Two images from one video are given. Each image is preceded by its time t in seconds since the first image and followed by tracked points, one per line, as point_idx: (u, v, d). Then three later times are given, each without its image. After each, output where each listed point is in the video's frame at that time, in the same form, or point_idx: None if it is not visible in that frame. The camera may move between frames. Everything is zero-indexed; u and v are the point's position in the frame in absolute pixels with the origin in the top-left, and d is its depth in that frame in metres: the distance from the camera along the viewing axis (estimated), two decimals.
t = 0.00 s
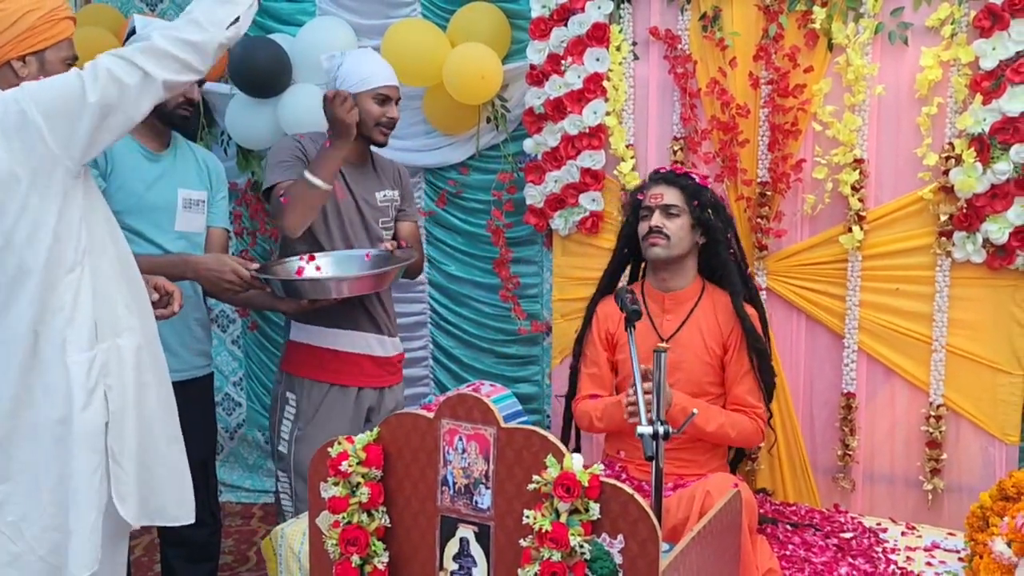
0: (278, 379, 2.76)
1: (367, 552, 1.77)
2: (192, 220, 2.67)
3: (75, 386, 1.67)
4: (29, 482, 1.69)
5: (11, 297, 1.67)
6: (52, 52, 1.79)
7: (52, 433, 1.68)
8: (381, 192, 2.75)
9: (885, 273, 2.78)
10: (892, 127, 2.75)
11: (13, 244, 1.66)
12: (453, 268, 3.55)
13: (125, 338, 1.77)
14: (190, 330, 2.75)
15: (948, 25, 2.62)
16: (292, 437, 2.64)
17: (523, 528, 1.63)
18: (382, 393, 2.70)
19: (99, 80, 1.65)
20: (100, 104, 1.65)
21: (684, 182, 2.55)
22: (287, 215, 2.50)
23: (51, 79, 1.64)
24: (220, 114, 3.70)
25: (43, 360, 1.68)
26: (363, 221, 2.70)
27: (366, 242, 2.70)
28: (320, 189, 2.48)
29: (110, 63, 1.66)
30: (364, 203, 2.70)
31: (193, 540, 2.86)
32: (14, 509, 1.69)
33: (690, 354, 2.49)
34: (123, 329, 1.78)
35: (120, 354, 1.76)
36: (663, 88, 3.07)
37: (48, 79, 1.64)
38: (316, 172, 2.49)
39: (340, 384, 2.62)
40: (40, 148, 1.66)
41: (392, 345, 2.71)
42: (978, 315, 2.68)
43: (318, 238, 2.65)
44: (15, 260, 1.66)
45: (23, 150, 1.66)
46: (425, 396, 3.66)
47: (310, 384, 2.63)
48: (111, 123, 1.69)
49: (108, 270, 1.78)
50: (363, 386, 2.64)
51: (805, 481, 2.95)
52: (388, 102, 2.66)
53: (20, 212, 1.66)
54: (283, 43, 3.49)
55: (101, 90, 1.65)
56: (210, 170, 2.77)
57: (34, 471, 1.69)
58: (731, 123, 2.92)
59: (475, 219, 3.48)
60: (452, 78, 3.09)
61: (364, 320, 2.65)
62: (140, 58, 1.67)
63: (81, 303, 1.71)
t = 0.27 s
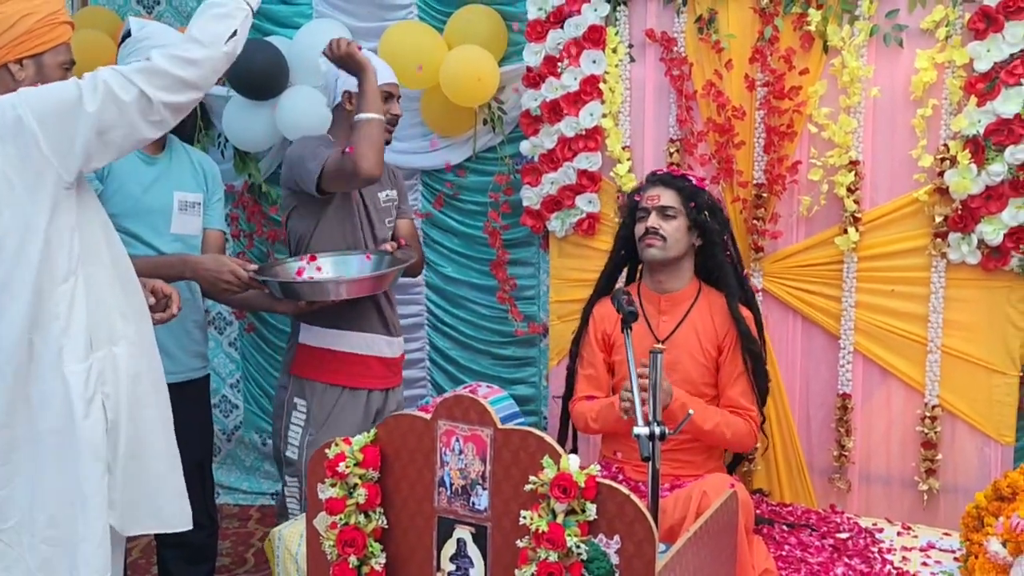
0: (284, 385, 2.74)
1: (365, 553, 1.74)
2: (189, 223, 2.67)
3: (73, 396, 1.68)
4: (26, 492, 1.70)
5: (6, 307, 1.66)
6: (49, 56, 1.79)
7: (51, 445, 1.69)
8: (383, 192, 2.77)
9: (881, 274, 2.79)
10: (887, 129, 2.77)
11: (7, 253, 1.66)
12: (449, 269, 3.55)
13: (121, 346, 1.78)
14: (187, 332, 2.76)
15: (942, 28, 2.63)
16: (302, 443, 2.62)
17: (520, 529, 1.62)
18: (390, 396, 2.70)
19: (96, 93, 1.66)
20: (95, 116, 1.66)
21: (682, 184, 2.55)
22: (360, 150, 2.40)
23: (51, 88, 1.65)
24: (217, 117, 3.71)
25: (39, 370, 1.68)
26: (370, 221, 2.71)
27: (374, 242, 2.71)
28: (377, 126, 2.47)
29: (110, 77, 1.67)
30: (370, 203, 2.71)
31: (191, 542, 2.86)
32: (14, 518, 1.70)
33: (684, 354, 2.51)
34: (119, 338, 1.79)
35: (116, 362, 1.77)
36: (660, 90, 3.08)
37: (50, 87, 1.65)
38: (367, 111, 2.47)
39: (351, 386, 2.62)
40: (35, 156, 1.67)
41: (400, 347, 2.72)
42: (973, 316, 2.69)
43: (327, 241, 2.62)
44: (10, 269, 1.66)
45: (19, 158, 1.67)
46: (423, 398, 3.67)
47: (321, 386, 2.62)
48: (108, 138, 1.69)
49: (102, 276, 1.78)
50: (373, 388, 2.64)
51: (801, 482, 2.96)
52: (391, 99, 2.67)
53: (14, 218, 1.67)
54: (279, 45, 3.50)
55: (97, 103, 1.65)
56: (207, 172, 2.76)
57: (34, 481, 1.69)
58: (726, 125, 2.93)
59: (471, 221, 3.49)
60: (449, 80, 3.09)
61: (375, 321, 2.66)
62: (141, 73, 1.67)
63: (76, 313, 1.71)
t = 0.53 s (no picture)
0: (284, 387, 2.80)
1: (360, 555, 1.74)
2: (184, 227, 2.67)
3: (49, 417, 1.67)
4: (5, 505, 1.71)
5: None
6: (46, 61, 1.79)
7: (25, 460, 1.69)
8: (389, 197, 2.81)
9: (874, 277, 2.80)
10: (880, 133, 2.78)
11: None
12: (444, 272, 3.56)
13: (106, 363, 1.78)
14: (182, 336, 2.76)
15: (935, 31, 2.65)
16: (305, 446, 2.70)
17: (513, 532, 1.62)
18: (389, 395, 2.77)
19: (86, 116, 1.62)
20: (79, 141, 1.62)
21: (672, 186, 2.57)
22: (405, 102, 2.50)
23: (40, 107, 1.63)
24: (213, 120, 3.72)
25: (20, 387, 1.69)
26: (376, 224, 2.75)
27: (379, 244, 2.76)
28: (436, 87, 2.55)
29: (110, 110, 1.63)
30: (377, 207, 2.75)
31: (186, 545, 2.86)
32: None
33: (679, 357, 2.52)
34: (104, 355, 1.78)
35: (103, 388, 1.76)
36: (654, 93, 3.09)
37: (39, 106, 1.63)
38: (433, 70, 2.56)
39: (352, 387, 2.68)
40: (16, 174, 1.66)
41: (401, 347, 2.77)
42: (965, 318, 2.71)
43: (336, 236, 2.71)
44: None
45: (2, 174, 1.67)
46: (418, 401, 3.67)
47: (323, 387, 2.68)
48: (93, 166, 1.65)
49: (88, 294, 1.77)
50: (373, 388, 2.71)
51: (795, 484, 2.96)
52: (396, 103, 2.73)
53: None
54: (275, 49, 3.51)
55: (84, 131, 1.61)
56: (202, 175, 2.77)
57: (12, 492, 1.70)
58: (720, 129, 2.94)
59: (466, 224, 3.50)
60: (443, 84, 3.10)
61: (376, 322, 2.71)
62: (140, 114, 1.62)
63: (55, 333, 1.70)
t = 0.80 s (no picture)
0: (287, 385, 2.84)
1: (356, 552, 1.74)
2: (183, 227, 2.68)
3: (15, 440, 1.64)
4: None
5: None
6: (53, 66, 1.74)
7: None
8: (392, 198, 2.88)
9: (869, 275, 2.81)
10: (875, 132, 2.79)
11: None
12: (442, 272, 3.57)
13: (88, 395, 1.73)
14: (181, 336, 2.77)
15: (929, 31, 2.66)
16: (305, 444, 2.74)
17: (508, 528, 1.63)
18: (390, 395, 2.81)
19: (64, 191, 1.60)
20: (51, 222, 1.59)
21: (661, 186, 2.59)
22: (406, 99, 2.54)
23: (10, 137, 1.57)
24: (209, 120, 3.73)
25: None
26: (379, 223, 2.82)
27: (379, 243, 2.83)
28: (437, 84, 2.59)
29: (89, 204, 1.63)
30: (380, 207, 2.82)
31: (185, 545, 2.87)
32: None
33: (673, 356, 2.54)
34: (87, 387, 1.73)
35: (77, 422, 1.70)
36: (650, 93, 3.10)
37: (11, 133, 1.58)
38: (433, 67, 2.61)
39: (355, 386, 2.72)
40: None
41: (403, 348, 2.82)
42: (960, 317, 2.72)
43: (339, 236, 2.77)
44: None
45: None
46: (417, 400, 3.68)
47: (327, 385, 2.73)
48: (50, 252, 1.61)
49: (72, 329, 1.72)
50: (375, 388, 2.75)
51: (791, 482, 2.98)
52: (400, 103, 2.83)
53: None
54: (274, 50, 3.51)
55: (60, 213, 1.59)
56: (201, 176, 2.78)
57: None
58: (716, 128, 2.95)
59: (463, 223, 3.51)
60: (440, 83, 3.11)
61: (379, 322, 2.76)
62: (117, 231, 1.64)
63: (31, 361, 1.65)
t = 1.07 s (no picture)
0: (290, 383, 2.86)
1: (353, 545, 1.75)
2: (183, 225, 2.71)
3: None
4: None
5: None
6: (69, 72, 1.83)
7: None
8: (394, 196, 2.92)
9: (863, 272, 2.84)
10: (869, 130, 2.81)
11: None
12: (440, 270, 3.60)
13: (73, 402, 1.77)
14: (179, 334, 2.79)
15: (921, 30, 2.68)
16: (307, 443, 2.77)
17: (502, 521, 1.65)
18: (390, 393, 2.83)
19: (45, 224, 1.69)
20: (21, 245, 1.65)
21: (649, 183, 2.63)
22: (396, 114, 2.58)
23: (19, 148, 1.68)
24: (207, 119, 3.75)
25: None
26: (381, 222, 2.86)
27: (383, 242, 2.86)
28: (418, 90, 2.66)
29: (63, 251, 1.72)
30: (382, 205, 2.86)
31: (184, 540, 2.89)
32: None
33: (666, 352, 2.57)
34: (71, 394, 1.77)
35: (54, 431, 1.73)
36: (645, 92, 3.12)
37: (14, 145, 1.68)
38: (411, 75, 2.67)
39: (357, 384, 2.75)
40: None
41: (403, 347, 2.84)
42: (952, 313, 2.74)
43: (339, 237, 2.79)
44: None
45: None
46: (414, 397, 3.71)
47: (329, 384, 2.75)
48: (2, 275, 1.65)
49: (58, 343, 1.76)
50: (376, 386, 2.78)
51: (785, 478, 3.01)
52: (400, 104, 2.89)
53: None
54: (272, 50, 3.54)
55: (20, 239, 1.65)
56: (201, 176, 2.81)
57: None
58: (711, 126, 2.97)
59: (459, 221, 3.54)
60: (436, 81, 3.14)
61: (381, 321, 2.78)
62: (75, 290, 1.73)
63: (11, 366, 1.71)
